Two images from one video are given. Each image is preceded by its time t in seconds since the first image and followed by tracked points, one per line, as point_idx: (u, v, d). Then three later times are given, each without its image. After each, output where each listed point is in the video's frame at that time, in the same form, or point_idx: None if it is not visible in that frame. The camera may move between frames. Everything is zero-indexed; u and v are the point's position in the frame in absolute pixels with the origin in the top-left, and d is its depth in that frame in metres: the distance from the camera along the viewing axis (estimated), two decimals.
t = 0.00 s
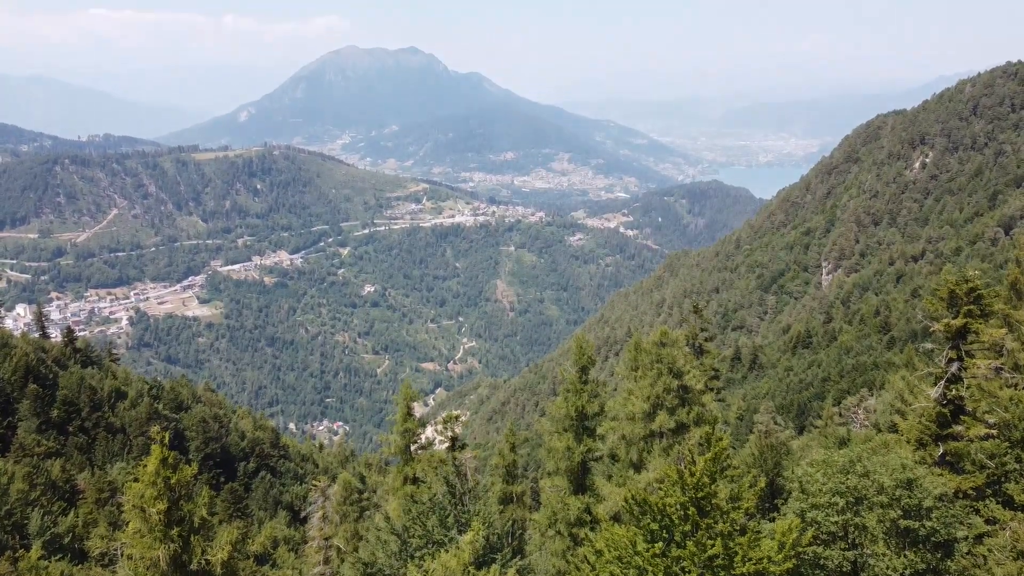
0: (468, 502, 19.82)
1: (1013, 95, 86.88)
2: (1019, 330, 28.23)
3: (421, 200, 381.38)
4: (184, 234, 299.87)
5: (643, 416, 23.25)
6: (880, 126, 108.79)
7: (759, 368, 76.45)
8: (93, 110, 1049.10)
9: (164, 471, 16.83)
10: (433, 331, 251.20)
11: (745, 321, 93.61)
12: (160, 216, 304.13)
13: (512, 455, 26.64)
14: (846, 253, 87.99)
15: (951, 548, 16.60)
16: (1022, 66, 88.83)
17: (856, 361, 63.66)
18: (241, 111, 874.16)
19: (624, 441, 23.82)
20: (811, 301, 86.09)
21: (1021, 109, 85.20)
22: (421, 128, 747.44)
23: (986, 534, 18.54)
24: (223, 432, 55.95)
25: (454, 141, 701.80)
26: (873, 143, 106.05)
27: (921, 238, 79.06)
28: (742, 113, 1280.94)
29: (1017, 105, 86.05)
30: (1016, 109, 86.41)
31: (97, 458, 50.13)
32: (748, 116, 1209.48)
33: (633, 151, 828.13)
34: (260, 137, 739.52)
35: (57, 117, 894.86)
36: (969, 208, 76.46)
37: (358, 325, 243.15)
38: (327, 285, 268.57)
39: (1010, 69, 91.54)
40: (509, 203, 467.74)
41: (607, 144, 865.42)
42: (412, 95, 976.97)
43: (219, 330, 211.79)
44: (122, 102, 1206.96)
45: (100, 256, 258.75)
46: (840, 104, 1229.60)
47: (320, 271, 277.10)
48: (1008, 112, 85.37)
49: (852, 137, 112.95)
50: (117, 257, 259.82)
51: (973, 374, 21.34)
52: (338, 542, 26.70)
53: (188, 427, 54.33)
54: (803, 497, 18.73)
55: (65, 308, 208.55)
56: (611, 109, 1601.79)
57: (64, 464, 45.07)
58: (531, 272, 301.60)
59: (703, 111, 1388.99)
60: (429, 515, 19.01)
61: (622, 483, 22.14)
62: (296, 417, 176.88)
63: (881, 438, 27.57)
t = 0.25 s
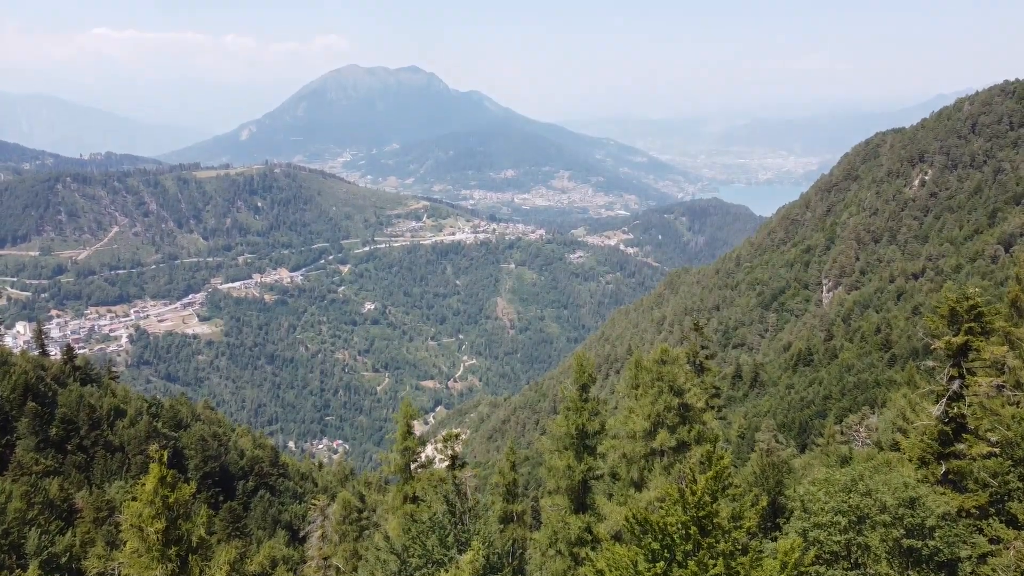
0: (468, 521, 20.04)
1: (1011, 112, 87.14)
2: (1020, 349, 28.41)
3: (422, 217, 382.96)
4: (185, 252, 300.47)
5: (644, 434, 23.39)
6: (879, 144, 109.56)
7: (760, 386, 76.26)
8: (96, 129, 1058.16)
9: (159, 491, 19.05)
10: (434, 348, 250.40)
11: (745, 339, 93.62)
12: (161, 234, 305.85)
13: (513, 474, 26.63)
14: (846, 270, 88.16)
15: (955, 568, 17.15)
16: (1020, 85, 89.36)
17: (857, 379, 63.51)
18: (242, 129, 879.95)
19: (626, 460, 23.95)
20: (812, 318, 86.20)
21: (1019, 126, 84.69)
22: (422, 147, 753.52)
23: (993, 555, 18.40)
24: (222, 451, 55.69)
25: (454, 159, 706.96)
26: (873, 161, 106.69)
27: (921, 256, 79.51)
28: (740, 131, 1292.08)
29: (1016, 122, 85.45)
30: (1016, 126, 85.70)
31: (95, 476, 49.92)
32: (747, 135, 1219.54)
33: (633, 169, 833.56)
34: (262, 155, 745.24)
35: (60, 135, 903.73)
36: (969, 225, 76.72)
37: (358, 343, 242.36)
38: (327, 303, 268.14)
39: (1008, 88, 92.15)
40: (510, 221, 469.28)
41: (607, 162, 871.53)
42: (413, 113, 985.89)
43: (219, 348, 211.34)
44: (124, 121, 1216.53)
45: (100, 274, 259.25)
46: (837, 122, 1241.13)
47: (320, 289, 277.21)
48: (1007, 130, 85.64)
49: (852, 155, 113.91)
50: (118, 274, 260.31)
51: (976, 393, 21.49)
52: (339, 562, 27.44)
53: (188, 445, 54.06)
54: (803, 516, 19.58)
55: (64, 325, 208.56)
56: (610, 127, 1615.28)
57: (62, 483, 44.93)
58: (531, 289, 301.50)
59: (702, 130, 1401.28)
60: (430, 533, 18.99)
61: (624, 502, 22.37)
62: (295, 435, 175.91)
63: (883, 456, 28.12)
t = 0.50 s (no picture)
0: (467, 538, 20.03)
1: (1010, 128, 87.71)
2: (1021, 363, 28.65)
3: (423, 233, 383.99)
4: (185, 267, 300.89)
5: (645, 449, 23.64)
6: (878, 160, 110.36)
7: (761, 402, 76.10)
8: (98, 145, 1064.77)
9: (158, 508, 20.02)
10: (434, 364, 249.59)
11: (746, 354, 93.61)
12: (162, 249, 306.72)
13: (512, 490, 26.61)
14: (847, 286, 88.30)
15: None
16: (1017, 101, 89.93)
17: (859, 395, 63.39)
18: (244, 145, 885.79)
19: (626, 475, 24.02)
20: (812, 334, 86.25)
21: (1018, 142, 85.06)
22: (423, 163, 758.21)
23: (995, 571, 18.87)
24: (221, 467, 55.41)
25: (455, 174, 711.19)
26: (872, 176, 107.36)
27: (921, 271, 79.72)
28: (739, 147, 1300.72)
29: (1015, 138, 86.04)
30: (1015, 142, 86.07)
31: (93, 493, 49.61)
32: (746, 151, 1227.80)
33: (633, 185, 837.75)
34: (263, 171, 749.80)
35: (62, 151, 910.53)
36: (969, 241, 77.08)
37: (358, 358, 241.48)
38: (327, 318, 267.62)
39: (1007, 104, 92.87)
40: (510, 236, 470.62)
41: (607, 178, 875.98)
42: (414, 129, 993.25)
43: (218, 363, 210.74)
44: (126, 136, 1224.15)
45: (100, 289, 259.47)
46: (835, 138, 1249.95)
47: (321, 304, 277.13)
48: (1005, 145, 86.15)
49: (851, 171, 114.73)
50: (119, 290, 260.51)
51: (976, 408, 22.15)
52: None
53: (186, 461, 53.74)
54: (806, 534, 19.73)
55: (64, 341, 208.41)
56: (609, 143, 1626.92)
57: (60, 500, 44.74)
58: (532, 304, 301.39)
59: (701, 146, 1411.57)
60: (429, 551, 18.91)
61: (624, 520, 22.55)
62: (295, 451, 174.88)
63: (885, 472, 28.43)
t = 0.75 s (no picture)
0: (467, 556, 20.31)
1: (1008, 145, 88.55)
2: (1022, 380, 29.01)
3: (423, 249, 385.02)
4: (185, 284, 301.13)
5: (646, 467, 24.62)
6: (877, 176, 111.10)
7: (762, 419, 75.96)
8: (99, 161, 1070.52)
9: (157, 527, 21.76)
10: (434, 381, 248.75)
11: (747, 371, 93.48)
12: (162, 265, 307.42)
13: (513, 507, 26.80)
14: (847, 301, 88.40)
15: None
16: (1016, 118, 91.18)
17: (860, 412, 63.32)
18: (245, 162, 891.16)
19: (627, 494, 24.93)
20: (813, 350, 86.34)
21: (1017, 159, 86.17)
22: (423, 179, 762.57)
23: None
24: (219, 484, 55.11)
25: (455, 191, 715.16)
26: (872, 193, 107.96)
27: (922, 287, 79.96)
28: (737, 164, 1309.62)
29: (1013, 156, 86.83)
30: (1013, 159, 87.29)
31: (91, 510, 49.37)
32: (744, 168, 1235.64)
33: (632, 202, 841.61)
34: (263, 187, 753.61)
35: (64, 167, 916.54)
36: (969, 257, 77.62)
37: (358, 375, 240.31)
38: (327, 334, 267.01)
39: (1004, 121, 93.86)
40: (510, 252, 471.45)
41: (606, 195, 880.29)
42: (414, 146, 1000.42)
43: (218, 380, 209.93)
44: (127, 153, 1230.73)
45: (100, 305, 259.45)
46: (833, 155, 1258.72)
47: (321, 320, 276.86)
48: (1004, 163, 86.97)
49: (851, 187, 115.45)
50: (119, 306, 260.56)
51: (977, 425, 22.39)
52: None
53: (185, 479, 53.55)
54: (806, 553, 19.80)
55: (64, 357, 208.20)
56: (608, 159, 1637.94)
57: (58, 517, 44.69)
58: (532, 321, 301.22)
59: (700, 164, 1421.11)
60: (429, 568, 19.01)
61: (622, 539, 22.90)
62: (295, 468, 173.90)
63: (887, 490, 28.90)
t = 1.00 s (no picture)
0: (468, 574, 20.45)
1: (1007, 162, 89.22)
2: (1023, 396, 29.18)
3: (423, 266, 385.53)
4: (186, 300, 301.10)
5: (647, 484, 25.30)
6: (876, 193, 111.72)
7: (764, 436, 75.66)
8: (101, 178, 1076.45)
9: (154, 544, 22.73)
10: (434, 397, 247.56)
11: (748, 388, 93.31)
12: (162, 282, 307.84)
13: (512, 524, 26.84)
14: (848, 317, 88.55)
15: None
16: (1014, 135, 92.00)
17: (862, 428, 63.19)
18: (246, 178, 895.88)
19: (628, 510, 25.73)
20: (813, 367, 86.31)
21: (1016, 176, 86.81)
22: (424, 196, 766.23)
23: None
24: (218, 501, 54.81)
25: (455, 208, 718.40)
26: (872, 209, 108.43)
27: (923, 302, 80.10)
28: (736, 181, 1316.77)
29: (1012, 172, 87.51)
30: (1012, 175, 87.90)
31: (88, 528, 49.12)
32: (743, 185, 1242.24)
33: (632, 218, 844.58)
34: (264, 203, 756.92)
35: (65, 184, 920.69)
36: (970, 273, 78.00)
37: (358, 392, 239.02)
38: (327, 351, 266.23)
39: (1002, 138, 94.68)
40: (510, 269, 471.90)
41: (606, 211, 883.56)
42: (415, 163, 1006.70)
43: (218, 397, 209.02)
44: (128, 170, 1237.52)
45: (100, 321, 259.34)
46: (832, 172, 1266.04)
47: (321, 337, 276.34)
48: (1003, 179, 87.60)
49: (851, 204, 115.97)
50: (119, 322, 260.49)
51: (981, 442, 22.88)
52: None
53: (184, 496, 53.25)
54: (810, 568, 21.26)
55: (63, 374, 207.56)
56: (607, 176, 1647.05)
57: (56, 534, 44.45)
58: (533, 337, 300.65)
59: (699, 180, 1429.23)
60: None
61: (625, 550, 25.22)
62: (294, 485, 172.62)
63: (889, 508, 29.05)
